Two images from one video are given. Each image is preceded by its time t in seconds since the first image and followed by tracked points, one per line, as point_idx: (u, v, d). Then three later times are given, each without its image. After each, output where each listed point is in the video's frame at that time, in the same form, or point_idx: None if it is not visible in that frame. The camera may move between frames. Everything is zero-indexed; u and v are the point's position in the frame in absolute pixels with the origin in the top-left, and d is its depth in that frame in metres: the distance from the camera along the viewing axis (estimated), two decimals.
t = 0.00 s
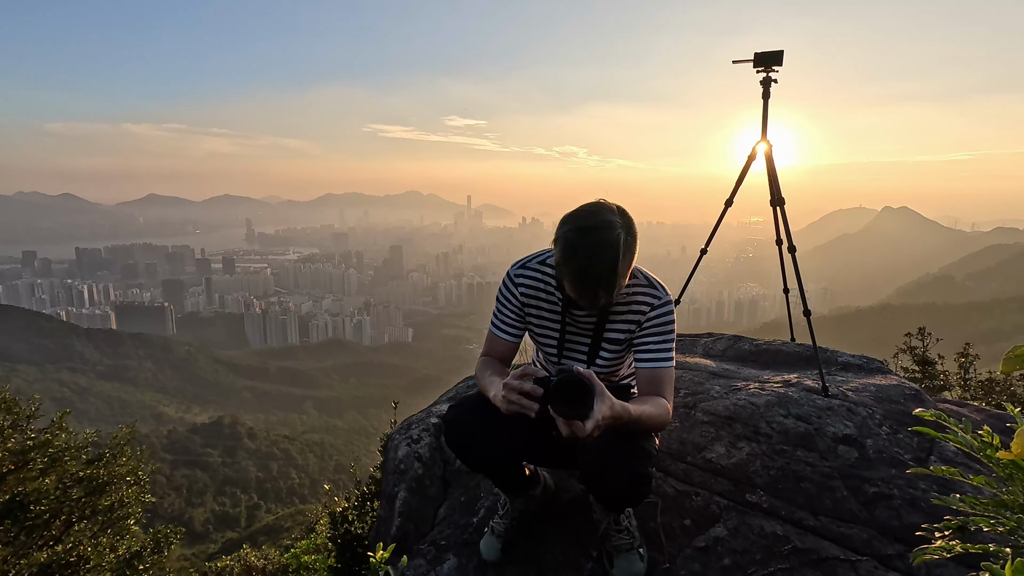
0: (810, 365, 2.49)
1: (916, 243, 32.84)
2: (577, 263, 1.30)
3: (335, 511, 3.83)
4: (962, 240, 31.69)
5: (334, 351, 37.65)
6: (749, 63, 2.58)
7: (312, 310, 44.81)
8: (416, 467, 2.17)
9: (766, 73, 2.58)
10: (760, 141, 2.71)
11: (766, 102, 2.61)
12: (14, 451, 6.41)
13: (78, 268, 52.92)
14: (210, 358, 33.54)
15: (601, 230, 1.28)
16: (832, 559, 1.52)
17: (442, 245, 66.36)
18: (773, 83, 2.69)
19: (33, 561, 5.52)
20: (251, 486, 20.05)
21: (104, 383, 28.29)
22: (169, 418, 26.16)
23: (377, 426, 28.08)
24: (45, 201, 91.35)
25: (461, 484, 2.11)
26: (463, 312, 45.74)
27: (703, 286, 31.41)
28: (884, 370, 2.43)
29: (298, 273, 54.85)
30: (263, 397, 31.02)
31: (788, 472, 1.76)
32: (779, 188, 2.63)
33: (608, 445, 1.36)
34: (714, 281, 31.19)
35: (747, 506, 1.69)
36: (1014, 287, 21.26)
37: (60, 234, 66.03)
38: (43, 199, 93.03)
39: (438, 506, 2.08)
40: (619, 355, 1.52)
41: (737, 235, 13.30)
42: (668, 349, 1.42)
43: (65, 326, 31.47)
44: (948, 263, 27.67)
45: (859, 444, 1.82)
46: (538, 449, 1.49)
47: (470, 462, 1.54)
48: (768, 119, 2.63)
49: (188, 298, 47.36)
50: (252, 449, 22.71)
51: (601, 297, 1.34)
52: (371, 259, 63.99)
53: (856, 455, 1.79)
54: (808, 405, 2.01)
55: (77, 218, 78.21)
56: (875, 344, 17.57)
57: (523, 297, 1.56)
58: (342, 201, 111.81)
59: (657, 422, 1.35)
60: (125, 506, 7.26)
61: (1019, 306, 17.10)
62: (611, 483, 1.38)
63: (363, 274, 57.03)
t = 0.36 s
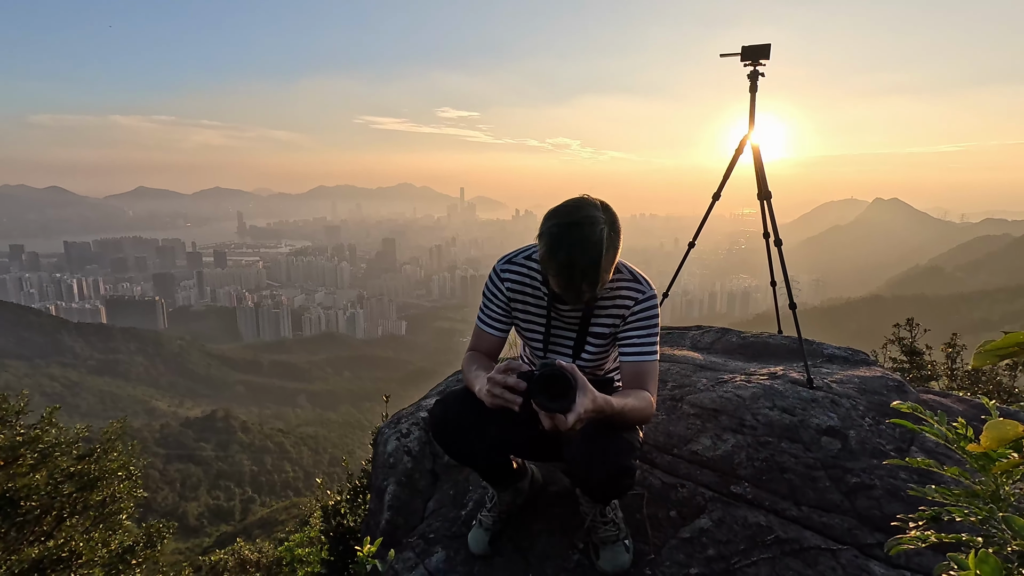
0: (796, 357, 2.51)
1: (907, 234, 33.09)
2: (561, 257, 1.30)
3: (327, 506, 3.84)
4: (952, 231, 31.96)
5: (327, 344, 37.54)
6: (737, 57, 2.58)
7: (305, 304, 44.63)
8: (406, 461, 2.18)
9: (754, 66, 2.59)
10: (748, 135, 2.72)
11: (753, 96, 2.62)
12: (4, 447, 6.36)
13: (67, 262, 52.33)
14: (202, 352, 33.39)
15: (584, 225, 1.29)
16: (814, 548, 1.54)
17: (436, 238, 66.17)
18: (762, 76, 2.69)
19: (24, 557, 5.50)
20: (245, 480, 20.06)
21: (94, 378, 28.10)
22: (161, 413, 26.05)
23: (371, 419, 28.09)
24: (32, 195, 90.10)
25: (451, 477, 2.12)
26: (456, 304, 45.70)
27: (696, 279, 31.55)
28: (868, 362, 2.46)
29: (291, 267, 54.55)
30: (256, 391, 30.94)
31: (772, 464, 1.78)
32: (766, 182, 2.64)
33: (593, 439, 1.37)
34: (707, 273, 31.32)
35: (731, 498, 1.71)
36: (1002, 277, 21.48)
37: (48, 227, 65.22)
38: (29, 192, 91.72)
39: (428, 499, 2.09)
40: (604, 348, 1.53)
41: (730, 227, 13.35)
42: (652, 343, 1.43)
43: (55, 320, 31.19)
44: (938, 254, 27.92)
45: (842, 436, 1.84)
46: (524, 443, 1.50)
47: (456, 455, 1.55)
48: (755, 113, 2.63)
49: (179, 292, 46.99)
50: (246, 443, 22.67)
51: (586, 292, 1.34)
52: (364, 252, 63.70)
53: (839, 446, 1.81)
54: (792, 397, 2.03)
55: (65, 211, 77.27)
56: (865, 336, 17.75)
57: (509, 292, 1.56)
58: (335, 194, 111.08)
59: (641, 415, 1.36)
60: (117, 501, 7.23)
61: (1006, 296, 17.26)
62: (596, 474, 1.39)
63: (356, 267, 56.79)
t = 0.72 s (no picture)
0: (786, 348, 2.55)
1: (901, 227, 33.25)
2: (553, 252, 1.32)
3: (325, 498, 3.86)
4: (946, 223, 32.10)
5: (323, 338, 37.52)
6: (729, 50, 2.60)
7: (301, 297, 44.53)
8: (402, 451, 2.21)
9: (746, 59, 2.60)
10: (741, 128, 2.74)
11: (747, 88, 2.63)
12: None
13: (60, 256, 51.99)
14: (198, 346, 33.33)
15: (578, 219, 1.31)
16: (800, 533, 1.58)
17: (431, 231, 66.02)
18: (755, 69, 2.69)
19: (22, 551, 5.54)
20: (242, 474, 20.13)
21: (89, 373, 28.03)
22: (157, 407, 26.04)
23: (367, 412, 28.13)
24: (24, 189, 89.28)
25: (447, 466, 2.16)
26: (453, 297, 45.70)
27: (692, 272, 31.62)
28: (857, 352, 2.51)
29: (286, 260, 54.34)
30: (252, 384, 30.93)
31: (760, 452, 1.82)
32: (759, 174, 2.66)
33: (585, 426, 1.41)
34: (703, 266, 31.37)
35: (720, 484, 1.75)
36: (995, 268, 21.65)
37: (40, 221, 64.71)
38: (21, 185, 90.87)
39: (423, 488, 2.12)
40: (596, 340, 1.56)
41: (725, 221, 13.39)
42: (643, 334, 1.46)
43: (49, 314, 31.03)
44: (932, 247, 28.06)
45: (830, 424, 1.88)
46: (518, 430, 1.53)
47: (450, 444, 1.58)
48: (748, 104, 2.65)
49: (173, 286, 46.80)
50: (242, 437, 22.70)
51: (577, 284, 1.37)
52: (359, 245, 63.50)
53: (827, 434, 1.85)
54: (782, 386, 2.07)
55: (58, 204, 76.61)
56: (858, 328, 17.93)
57: (503, 284, 1.58)
58: (330, 187, 110.55)
59: (631, 404, 1.40)
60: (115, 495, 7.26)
61: (999, 288, 17.38)
62: (589, 462, 1.42)
63: (351, 261, 56.62)
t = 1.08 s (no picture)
0: (784, 340, 2.57)
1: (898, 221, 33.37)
2: (556, 242, 1.33)
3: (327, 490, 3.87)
4: (943, 217, 32.19)
5: (321, 333, 37.50)
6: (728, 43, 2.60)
7: (299, 292, 44.47)
8: (403, 443, 2.22)
9: (745, 52, 2.60)
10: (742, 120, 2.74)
11: (746, 81, 2.63)
12: None
13: (56, 251, 51.77)
14: (196, 341, 33.29)
15: (580, 212, 1.32)
16: (799, 521, 1.60)
17: (429, 226, 65.91)
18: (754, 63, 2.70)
19: (23, 545, 5.55)
20: (240, 468, 20.19)
21: (87, 368, 27.98)
22: (155, 402, 26.03)
23: (366, 406, 28.18)
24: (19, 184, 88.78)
25: (448, 458, 2.17)
26: (451, 292, 45.71)
27: (689, 266, 31.66)
28: (855, 345, 2.52)
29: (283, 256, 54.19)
30: (250, 379, 30.93)
31: (759, 442, 1.84)
32: (758, 168, 2.66)
33: (588, 417, 1.42)
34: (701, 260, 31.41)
35: (719, 474, 1.77)
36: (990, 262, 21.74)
37: (36, 216, 64.37)
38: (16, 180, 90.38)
39: (425, 480, 2.13)
40: (597, 331, 1.57)
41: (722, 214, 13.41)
42: (644, 324, 1.47)
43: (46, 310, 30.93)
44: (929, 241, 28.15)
45: (827, 415, 1.90)
46: (520, 420, 1.54)
47: (453, 436, 1.59)
48: (747, 98, 2.65)
49: (171, 282, 46.67)
50: (241, 432, 22.72)
51: (578, 275, 1.38)
52: (357, 240, 63.40)
53: (825, 424, 1.87)
54: (781, 377, 2.09)
55: (53, 200, 76.23)
56: (853, 321, 18.02)
57: (505, 276, 1.59)
58: (327, 182, 110.22)
59: (632, 393, 1.41)
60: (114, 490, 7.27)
61: (995, 281, 17.45)
62: (590, 451, 1.43)
63: (349, 256, 56.52)
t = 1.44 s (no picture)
0: (784, 336, 2.58)
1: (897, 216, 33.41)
2: (557, 239, 1.34)
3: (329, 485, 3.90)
4: (941, 212, 32.24)
5: (321, 328, 37.50)
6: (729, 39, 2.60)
7: (298, 288, 44.45)
8: (405, 439, 2.25)
9: (746, 49, 2.60)
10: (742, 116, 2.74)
11: (746, 77, 2.63)
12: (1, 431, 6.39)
13: (54, 247, 51.63)
14: (195, 337, 33.28)
15: (581, 208, 1.33)
16: (797, 514, 1.62)
17: (428, 221, 65.85)
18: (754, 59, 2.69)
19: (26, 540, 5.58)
20: (241, 464, 20.24)
21: (86, 364, 27.99)
22: (155, 398, 26.08)
23: (365, 402, 28.22)
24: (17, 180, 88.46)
25: (450, 454, 2.19)
26: (450, 287, 45.71)
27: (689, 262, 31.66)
28: (853, 339, 2.54)
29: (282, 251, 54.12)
30: (250, 375, 30.97)
31: (757, 437, 1.86)
32: (757, 164, 2.67)
33: (590, 412, 1.43)
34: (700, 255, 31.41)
35: (719, 468, 1.79)
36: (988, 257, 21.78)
37: (34, 212, 64.19)
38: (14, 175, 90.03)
39: (427, 475, 2.15)
40: (598, 328, 1.59)
41: (721, 208, 13.41)
42: (645, 322, 1.48)
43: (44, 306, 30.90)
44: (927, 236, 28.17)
45: (826, 410, 1.92)
46: (522, 416, 1.55)
47: (456, 431, 1.61)
48: (748, 94, 2.65)
49: (170, 278, 46.61)
50: (241, 427, 22.76)
51: (578, 272, 1.39)
52: (356, 236, 63.33)
53: (823, 419, 1.89)
54: (779, 373, 2.11)
55: (51, 195, 76.01)
56: (852, 315, 18.06)
57: (506, 273, 1.61)
58: (326, 177, 109.95)
59: (633, 389, 1.43)
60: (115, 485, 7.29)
61: (994, 276, 17.47)
62: (591, 446, 1.45)
63: (348, 251, 56.50)
